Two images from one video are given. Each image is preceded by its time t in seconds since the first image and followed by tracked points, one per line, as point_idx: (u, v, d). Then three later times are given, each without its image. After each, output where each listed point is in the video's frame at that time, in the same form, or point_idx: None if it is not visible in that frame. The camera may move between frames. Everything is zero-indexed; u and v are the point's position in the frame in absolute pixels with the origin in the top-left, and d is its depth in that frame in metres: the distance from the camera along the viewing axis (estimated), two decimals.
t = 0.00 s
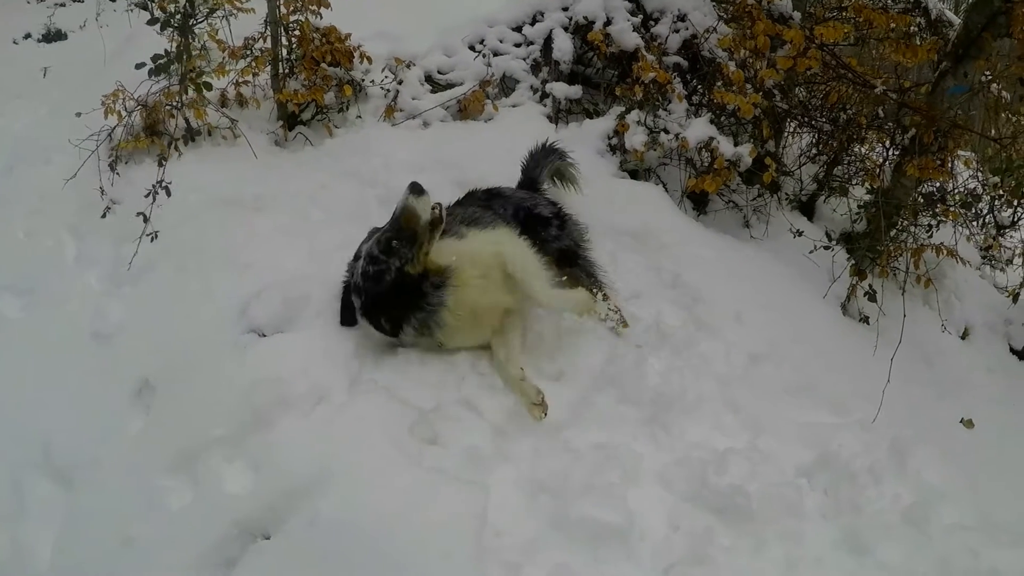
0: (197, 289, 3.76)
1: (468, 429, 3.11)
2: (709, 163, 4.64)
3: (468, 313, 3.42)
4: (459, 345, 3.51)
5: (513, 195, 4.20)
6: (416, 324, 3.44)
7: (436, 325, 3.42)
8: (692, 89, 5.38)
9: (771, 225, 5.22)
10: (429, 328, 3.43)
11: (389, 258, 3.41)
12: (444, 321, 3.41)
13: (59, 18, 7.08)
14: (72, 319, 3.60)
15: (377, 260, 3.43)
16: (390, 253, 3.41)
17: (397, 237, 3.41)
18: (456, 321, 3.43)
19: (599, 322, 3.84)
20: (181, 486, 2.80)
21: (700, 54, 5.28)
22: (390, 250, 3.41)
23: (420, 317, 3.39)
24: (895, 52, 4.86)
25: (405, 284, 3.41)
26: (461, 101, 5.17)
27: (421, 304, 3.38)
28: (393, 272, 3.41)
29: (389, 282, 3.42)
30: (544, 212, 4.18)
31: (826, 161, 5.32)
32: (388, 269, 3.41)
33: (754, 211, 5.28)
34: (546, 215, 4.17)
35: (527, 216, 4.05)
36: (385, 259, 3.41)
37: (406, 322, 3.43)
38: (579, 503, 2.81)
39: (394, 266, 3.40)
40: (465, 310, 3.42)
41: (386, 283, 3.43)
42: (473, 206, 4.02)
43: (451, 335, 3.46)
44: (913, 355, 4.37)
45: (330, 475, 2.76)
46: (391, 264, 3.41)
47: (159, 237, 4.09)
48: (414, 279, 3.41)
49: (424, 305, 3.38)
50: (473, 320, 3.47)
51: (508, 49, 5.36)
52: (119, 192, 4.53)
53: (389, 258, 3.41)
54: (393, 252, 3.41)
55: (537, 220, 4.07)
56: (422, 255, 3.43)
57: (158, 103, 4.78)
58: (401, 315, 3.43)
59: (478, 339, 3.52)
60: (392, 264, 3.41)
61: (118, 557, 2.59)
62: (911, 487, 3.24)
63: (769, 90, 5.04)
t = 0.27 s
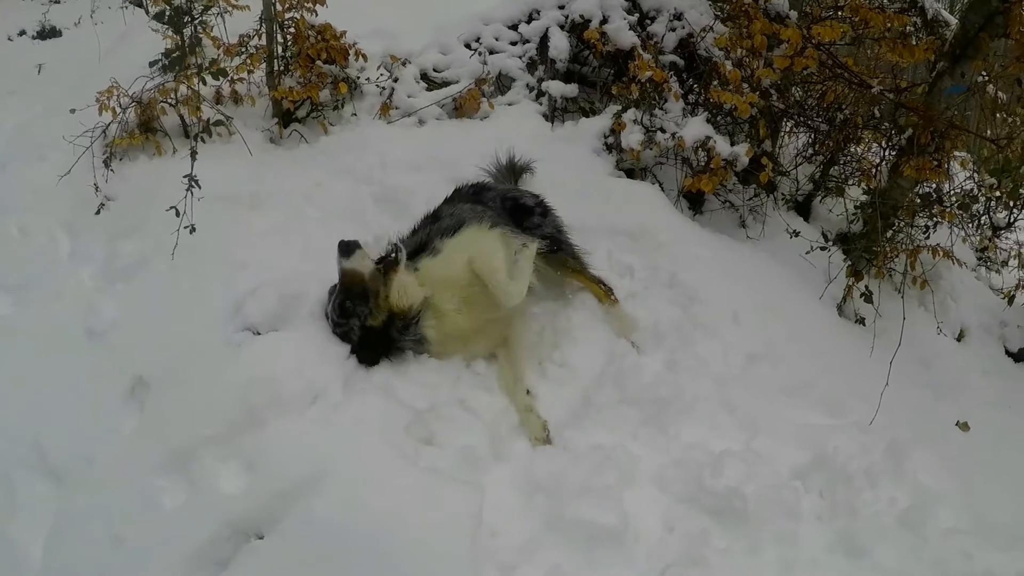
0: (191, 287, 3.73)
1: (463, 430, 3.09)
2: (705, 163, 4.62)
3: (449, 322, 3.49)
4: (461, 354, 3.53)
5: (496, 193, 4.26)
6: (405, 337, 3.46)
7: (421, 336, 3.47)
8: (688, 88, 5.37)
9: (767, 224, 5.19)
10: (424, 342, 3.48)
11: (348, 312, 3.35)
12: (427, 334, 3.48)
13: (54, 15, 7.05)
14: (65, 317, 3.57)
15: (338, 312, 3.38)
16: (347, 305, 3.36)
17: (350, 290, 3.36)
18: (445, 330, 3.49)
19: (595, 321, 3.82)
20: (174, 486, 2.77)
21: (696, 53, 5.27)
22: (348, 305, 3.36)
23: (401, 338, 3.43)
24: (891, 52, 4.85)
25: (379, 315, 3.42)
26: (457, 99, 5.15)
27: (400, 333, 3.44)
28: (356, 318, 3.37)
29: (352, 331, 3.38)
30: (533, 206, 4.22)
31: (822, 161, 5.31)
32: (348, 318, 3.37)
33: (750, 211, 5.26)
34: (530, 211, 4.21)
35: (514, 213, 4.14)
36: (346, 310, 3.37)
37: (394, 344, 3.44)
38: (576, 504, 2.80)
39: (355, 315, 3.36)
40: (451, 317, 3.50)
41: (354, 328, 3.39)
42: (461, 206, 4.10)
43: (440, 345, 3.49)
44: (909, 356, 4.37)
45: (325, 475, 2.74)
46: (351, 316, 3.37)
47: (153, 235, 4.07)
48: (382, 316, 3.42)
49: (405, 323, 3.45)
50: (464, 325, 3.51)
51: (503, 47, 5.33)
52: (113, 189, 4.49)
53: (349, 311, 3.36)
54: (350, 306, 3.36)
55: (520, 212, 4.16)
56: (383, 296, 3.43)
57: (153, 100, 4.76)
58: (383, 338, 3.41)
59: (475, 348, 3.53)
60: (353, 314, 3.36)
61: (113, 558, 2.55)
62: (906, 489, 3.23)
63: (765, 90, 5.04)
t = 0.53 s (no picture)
0: (187, 283, 3.70)
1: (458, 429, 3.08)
2: (703, 164, 4.61)
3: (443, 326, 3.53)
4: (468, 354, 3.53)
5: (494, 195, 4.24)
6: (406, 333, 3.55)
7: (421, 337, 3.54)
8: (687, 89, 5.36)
9: (764, 226, 5.18)
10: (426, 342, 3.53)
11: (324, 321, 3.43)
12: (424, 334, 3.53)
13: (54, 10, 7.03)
14: (59, 312, 3.54)
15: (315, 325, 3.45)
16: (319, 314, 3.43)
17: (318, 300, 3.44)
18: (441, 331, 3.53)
19: (593, 322, 3.80)
20: (168, 484, 2.74)
21: (695, 55, 5.26)
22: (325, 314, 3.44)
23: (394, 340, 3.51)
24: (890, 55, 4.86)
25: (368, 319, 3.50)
26: (455, 97, 5.12)
27: (388, 337, 3.52)
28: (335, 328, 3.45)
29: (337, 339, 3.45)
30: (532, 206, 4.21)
31: (820, 164, 5.31)
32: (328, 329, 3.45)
33: (747, 213, 5.25)
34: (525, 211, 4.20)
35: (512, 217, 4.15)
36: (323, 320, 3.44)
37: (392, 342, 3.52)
38: (571, 505, 2.78)
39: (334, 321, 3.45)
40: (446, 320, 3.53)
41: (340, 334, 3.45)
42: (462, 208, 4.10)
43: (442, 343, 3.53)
44: (905, 361, 4.37)
45: (321, 475, 2.73)
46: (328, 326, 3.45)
47: (149, 230, 4.04)
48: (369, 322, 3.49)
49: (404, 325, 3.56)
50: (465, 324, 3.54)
51: (502, 46, 5.31)
52: (110, 182, 4.46)
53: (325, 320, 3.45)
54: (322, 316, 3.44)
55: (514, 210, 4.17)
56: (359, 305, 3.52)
57: (150, 94, 4.72)
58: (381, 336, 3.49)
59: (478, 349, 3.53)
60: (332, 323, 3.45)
61: (106, 556, 2.53)
62: (902, 494, 3.23)
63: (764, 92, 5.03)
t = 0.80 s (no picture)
0: (185, 279, 3.67)
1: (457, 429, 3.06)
2: (702, 165, 4.59)
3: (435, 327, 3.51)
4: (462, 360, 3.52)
5: (492, 206, 4.28)
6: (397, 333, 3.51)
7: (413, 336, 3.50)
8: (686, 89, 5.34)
9: (763, 228, 5.17)
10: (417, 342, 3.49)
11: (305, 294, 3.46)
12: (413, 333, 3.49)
13: (52, 5, 7.00)
14: (55, 307, 3.51)
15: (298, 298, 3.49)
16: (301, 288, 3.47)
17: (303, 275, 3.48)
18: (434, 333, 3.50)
19: (592, 321, 3.79)
20: (166, 483, 2.72)
21: (694, 55, 5.25)
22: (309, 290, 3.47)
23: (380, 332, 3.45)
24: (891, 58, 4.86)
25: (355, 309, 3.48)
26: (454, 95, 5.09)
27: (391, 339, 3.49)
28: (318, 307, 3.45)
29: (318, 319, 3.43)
30: (534, 215, 4.23)
31: (819, 166, 5.30)
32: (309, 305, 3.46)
33: (745, 214, 5.23)
34: (521, 223, 4.28)
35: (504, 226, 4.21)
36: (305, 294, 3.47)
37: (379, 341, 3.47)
38: (571, 506, 2.77)
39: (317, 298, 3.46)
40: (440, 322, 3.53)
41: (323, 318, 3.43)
42: (462, 217, 4.10)
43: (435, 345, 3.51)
44: (904, 363, 4.36)
45: (319, 474, 2.70)
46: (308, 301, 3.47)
47: (146, 226, 4.02)
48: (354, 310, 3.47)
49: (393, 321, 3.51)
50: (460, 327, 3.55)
51: (502, 45, 5.31)
52: (108, 177, 4.43)
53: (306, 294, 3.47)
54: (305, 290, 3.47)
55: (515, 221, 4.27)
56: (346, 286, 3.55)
57: (148, 89, 4.67)
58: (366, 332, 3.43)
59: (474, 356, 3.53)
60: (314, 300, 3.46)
61: (103, 555, 2.50)
62: (901, 497, 3.23)
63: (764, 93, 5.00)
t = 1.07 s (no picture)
0: (185, 281, 3.67)
1: (460, 431, 3.07)
2: (703, 163, 4.57)
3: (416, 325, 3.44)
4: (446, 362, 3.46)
5: (495, 213, 4.09)
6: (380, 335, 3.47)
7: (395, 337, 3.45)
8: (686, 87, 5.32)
9: (764, 226, 5.16)
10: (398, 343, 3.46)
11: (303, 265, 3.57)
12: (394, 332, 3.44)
13: (49, 6, 6.98)
14: (55, 308, 3.50)
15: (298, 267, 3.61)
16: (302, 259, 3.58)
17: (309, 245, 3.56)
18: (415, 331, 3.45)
19: (594, 321, 3.77)
20: (166, 482, 2.72)
21: (694, 53, 5.23)
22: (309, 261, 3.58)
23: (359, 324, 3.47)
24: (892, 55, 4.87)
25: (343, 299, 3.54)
26: (453, 93, 5.06)
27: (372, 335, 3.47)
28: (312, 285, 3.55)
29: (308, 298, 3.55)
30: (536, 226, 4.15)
31: (819, 164, 5.30)
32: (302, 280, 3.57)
33: (746, 213, 5.23)
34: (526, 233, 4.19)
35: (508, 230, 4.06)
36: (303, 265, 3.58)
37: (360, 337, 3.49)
38: (574, 507, 2.76)
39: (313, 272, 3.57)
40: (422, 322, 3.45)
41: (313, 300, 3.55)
42: (455, 224, 3.98)
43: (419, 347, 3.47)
44: (906, 363, 4.35)
45: (318, 474, 2.67)
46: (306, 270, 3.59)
47: (145, 226, 4.01)
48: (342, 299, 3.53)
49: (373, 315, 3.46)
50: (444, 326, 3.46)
51: (501, 43, 5.28)
52: (108, 178, 4.43)
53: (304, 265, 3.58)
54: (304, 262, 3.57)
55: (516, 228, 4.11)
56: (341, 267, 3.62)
57: (146, 89, 4.65)
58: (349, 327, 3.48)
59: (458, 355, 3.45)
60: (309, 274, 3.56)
61: (104, 556, 2.50)
62: (902, 498, 3.24)
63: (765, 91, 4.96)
